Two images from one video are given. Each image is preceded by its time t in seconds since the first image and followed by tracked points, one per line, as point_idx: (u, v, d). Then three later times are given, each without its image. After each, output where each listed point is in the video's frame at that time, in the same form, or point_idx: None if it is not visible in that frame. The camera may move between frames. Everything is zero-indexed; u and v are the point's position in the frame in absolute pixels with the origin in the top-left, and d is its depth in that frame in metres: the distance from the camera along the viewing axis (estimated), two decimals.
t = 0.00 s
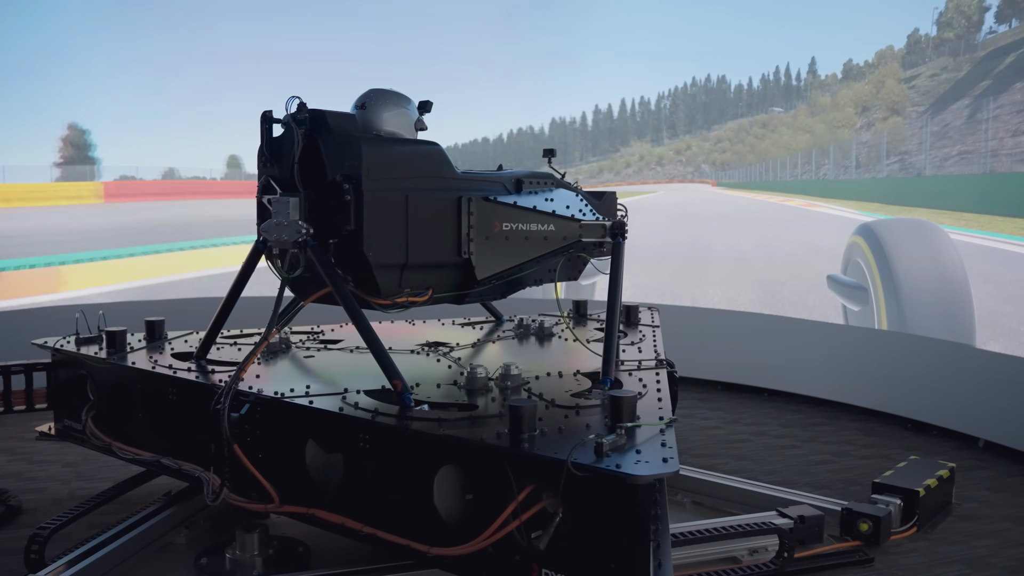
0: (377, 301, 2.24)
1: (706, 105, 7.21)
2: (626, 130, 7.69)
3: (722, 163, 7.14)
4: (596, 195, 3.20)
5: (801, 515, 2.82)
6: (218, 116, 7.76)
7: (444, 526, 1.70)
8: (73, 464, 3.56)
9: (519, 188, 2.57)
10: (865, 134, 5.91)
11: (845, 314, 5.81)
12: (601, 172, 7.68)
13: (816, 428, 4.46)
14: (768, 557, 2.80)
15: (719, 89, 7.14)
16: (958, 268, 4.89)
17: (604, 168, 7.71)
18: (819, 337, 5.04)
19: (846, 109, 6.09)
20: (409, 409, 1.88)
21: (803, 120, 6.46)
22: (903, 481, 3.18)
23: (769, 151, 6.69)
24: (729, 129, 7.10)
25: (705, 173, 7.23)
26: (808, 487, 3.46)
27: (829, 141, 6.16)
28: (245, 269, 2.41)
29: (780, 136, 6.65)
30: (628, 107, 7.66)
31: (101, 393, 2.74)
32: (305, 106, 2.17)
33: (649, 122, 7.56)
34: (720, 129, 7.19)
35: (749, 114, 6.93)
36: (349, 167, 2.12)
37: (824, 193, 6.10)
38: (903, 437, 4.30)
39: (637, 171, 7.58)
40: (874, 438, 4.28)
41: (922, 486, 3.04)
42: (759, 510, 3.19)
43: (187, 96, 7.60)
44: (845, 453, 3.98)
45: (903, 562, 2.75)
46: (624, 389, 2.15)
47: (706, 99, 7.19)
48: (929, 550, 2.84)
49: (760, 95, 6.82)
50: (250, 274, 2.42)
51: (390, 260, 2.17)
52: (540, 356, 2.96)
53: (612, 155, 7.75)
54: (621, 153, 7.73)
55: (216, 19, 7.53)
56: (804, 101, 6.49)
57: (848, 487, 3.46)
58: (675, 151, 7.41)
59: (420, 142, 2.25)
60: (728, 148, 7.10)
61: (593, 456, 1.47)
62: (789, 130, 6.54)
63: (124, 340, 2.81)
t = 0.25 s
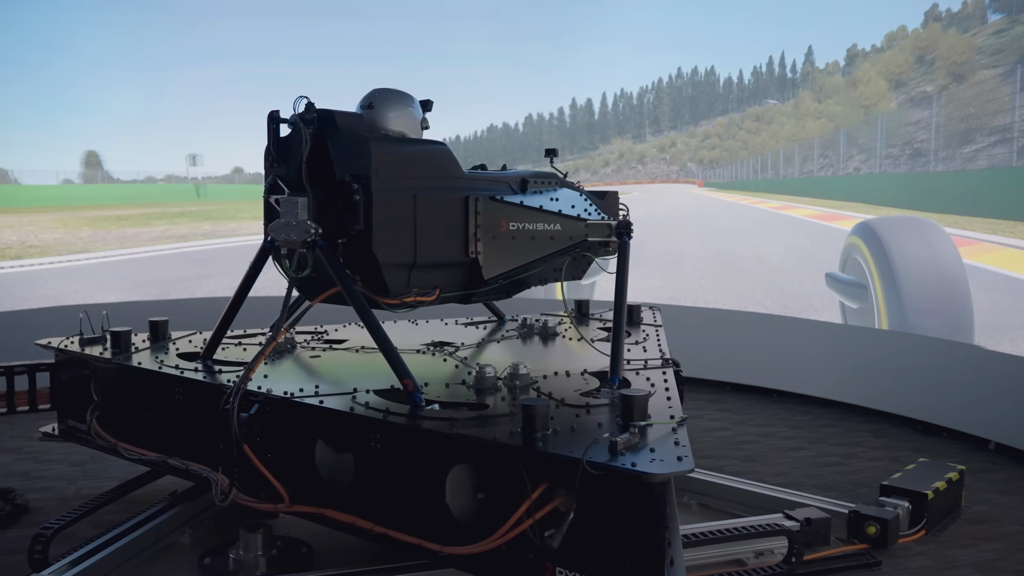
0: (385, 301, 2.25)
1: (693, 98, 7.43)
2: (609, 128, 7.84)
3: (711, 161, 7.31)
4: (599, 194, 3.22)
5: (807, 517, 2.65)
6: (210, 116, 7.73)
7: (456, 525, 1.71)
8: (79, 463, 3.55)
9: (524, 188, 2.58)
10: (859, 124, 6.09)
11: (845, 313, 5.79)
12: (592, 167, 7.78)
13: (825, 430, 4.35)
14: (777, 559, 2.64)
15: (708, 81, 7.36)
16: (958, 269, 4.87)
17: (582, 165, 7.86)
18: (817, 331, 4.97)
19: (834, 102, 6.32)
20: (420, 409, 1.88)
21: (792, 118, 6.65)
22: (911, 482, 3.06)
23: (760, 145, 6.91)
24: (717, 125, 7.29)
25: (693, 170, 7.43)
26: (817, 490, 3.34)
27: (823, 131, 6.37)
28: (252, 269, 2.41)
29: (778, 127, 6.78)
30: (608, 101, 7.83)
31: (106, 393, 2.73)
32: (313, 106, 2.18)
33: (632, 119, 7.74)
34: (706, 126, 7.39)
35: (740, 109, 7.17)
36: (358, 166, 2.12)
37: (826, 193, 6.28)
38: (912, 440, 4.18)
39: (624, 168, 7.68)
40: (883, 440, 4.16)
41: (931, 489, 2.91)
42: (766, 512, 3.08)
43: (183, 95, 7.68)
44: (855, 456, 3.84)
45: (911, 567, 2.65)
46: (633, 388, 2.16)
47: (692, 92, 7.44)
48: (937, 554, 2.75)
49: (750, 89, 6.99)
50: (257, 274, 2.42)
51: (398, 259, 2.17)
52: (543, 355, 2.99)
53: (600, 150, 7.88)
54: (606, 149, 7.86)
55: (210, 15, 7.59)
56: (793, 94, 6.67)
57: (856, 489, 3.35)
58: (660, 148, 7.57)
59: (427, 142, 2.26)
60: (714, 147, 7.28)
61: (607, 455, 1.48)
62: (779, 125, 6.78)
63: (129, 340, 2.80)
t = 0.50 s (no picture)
0: (392, 300, 2.25)
1: (698, 88, 7.47)
2: (603, 124, 7.91)
3: (715, 158, 7.31)
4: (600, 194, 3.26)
5: (814, 519, 2.63)
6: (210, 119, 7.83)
7: (468, 523, 1.72)
8: (87, 462, 3.56)
9: (528, 188, 2.60)
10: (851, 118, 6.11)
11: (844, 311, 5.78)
12: (586, 164, 7.88)
13: (834, 430, 4.33)
14: (784, 562, 2.57)
15: (713, 71, 7.35)
16: (960, 274, 4.91)
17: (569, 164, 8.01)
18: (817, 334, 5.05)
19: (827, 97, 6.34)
20: (429, 408, 1.89)
21: (788, 116, 6.67)
22: (918, 485, 2.99)
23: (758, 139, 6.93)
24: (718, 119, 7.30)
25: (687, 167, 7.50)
26: (824, 492, 3.27)
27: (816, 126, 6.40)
28: (258, 270, 2.41)
29: (796, 114, 6.62)
30: (599, 95, 7.87)
31: (111, 394, 2.73)
32: (319, 106, 2.18)
33: (628, 116, 7.78)
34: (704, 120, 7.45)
35: (748, 100, 7.09)
36: (365, 166, 2.13)
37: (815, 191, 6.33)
38: (923, 442, 4.17)
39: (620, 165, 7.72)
40: (892, 442, 4.13)
41: (939, 491, 2.87)
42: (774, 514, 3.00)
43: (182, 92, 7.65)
44: (864, 457, 3.78)
45: (919, 569, 2.58)
46: (639, 386, 2.17)
47: (697, 82, 7.48)
48: (945, 556, 2.68)
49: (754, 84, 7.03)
50: (263, 274, 2.42)
51: (405, 259, 2.18)
52: (545, 354, 3.02)
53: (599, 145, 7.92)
54: (602, 146, 7.91)
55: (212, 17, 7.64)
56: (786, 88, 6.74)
57: (865, 491, 3.28)
58: (656, 144, 7.65)
59: (433, 142, 2.26)
60: (714, 142, 7.31)
61: (620, 452, 1.49)
62: (779, 119, 6.77)
63: (132, 340, 2.80)
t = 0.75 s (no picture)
0: (393, 300, 2.23)
1: (717, 72, 7.59)
2: (615, 117, 8.04)
3: (742, 150, 7.24)
4: (594, 193, 3.28)
5: (822, 520, 2.58)
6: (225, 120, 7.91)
7: (478, 524, 1.72)
8: (98, 461, 3.54)
9: (526, 186, 2.61)
10: (856, 111, 6.11)
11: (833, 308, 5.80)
12: (597, 162, 7.92)
13: (845, 430, 4.26)
14: (791, 563, 2.50)
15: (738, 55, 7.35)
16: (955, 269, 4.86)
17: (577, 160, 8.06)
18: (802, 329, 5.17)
19: (841, 93, 6.35)
20: (436, 408, 1.88)
21: (804, 110, 6.71)
22: (927, 485, 2.92)
23: (777, 130, 6.95)
24: (735, 111, 7.39)
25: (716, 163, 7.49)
26: (832, 491, 3.20)
27: (825, 121, 6.43)
28: (256, 270, 2.39)
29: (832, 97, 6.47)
30: (608, 84, 7.85)
31: (104, 396, 2.68)
32: (318, 103, 2.16)
33: (634, 111, 7.93)
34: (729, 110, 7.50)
35: (782, 83, 6.99)
36: (365, 165, 2.11)
37: (814, 188, 6.51)
38: (934, 442, 4.12)
39: (632, 162, 7.75)
40: (903, 442, 4.07)
41: (949, 491, 2.78)
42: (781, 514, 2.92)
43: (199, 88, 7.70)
44: (874, 457, 3.72)
45: (929, 571, 2.52)
46: (644, 386, 2.18)
47: (722, 67, 7.53)
48: (954, 559, 2.62)
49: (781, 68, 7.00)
50: (261, 274, 2.40)
51: (407, 258, 2.16)
52: (541, 352, 3.04)
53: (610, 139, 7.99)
54: (614, 141, 7.99)
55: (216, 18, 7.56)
56: (800, 75, 6.83)
57: (873, 492, 3.20)
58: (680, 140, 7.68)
59: (433, 140, 2.25)
60: (738, 135, 7.28)
61: (634, 452, 1.49)
62: (792, 110, 6.84)
63: (125, 341, 2.76)
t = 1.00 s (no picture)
0: (396, 302, 2.22)
1: (767, 53, 6.70)
2: (645, 108, 7.44)
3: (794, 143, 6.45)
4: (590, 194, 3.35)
5: (829, 522, 2.58)
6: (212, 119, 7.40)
7: (485, 526, 1.71)
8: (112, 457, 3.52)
9: (526, 187, 2.61)
10: (899, 114, 5.72)
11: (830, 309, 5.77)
12: (624, 160, 7.42)
13: (857, 433, 4.25)
14: (797, 566, 2.45)
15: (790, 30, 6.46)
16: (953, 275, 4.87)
17: (602, 156, 7.51)
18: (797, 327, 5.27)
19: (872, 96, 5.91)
20: (440, 410, 1.87)
21: (878, 91, 5.87)
22: (936, 489, 2.94)
23: (843, 117, 6.09)
24: (787, 96, 6.52)
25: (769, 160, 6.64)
26: (841, 493, 3.20)
27: (869, 120, 5.90)
28: (256, 271, 2.37)
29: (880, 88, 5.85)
30: (637, 70, 7.33)
31: (101, 398, 2.65)
32: (320, 103, 2.15)
33: (664, 99, 7.31)
34: (780, 94, 6.58)
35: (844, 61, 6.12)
36: (368, 166, 2.10)
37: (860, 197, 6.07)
38: (945, 444, 4.11)
39: (661, 157, 7.24)
40: (915, 445, 4.06)
41: (958, 495, 2.79)
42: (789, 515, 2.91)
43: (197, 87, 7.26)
44: (883, 460, 3.72)
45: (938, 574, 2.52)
46: (646, 387, 2.18)
47: (769, 45, 6.64)
48: (963, 561, 2.62)
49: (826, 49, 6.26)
50: (261, 275, 2.38)
51: (410, 259, 2.15)
52: (539, 352, 3.06)
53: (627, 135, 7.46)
54: (641, 134, 7.42)
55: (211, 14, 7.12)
56: (872, 47, 5.95)
57: (882, 495, 3.20)
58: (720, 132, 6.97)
59: (435, 141, 2.24)
60: (789, 123, 6.48)
61: (644, 453, 1.49)
62: (835, 106, 6.17)
63: (122, 343, 2.73)
